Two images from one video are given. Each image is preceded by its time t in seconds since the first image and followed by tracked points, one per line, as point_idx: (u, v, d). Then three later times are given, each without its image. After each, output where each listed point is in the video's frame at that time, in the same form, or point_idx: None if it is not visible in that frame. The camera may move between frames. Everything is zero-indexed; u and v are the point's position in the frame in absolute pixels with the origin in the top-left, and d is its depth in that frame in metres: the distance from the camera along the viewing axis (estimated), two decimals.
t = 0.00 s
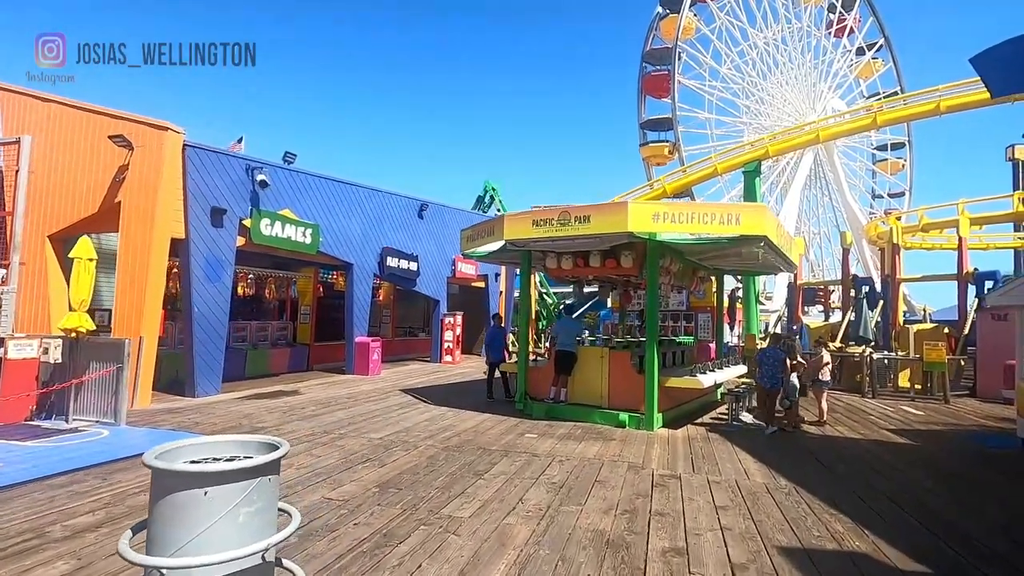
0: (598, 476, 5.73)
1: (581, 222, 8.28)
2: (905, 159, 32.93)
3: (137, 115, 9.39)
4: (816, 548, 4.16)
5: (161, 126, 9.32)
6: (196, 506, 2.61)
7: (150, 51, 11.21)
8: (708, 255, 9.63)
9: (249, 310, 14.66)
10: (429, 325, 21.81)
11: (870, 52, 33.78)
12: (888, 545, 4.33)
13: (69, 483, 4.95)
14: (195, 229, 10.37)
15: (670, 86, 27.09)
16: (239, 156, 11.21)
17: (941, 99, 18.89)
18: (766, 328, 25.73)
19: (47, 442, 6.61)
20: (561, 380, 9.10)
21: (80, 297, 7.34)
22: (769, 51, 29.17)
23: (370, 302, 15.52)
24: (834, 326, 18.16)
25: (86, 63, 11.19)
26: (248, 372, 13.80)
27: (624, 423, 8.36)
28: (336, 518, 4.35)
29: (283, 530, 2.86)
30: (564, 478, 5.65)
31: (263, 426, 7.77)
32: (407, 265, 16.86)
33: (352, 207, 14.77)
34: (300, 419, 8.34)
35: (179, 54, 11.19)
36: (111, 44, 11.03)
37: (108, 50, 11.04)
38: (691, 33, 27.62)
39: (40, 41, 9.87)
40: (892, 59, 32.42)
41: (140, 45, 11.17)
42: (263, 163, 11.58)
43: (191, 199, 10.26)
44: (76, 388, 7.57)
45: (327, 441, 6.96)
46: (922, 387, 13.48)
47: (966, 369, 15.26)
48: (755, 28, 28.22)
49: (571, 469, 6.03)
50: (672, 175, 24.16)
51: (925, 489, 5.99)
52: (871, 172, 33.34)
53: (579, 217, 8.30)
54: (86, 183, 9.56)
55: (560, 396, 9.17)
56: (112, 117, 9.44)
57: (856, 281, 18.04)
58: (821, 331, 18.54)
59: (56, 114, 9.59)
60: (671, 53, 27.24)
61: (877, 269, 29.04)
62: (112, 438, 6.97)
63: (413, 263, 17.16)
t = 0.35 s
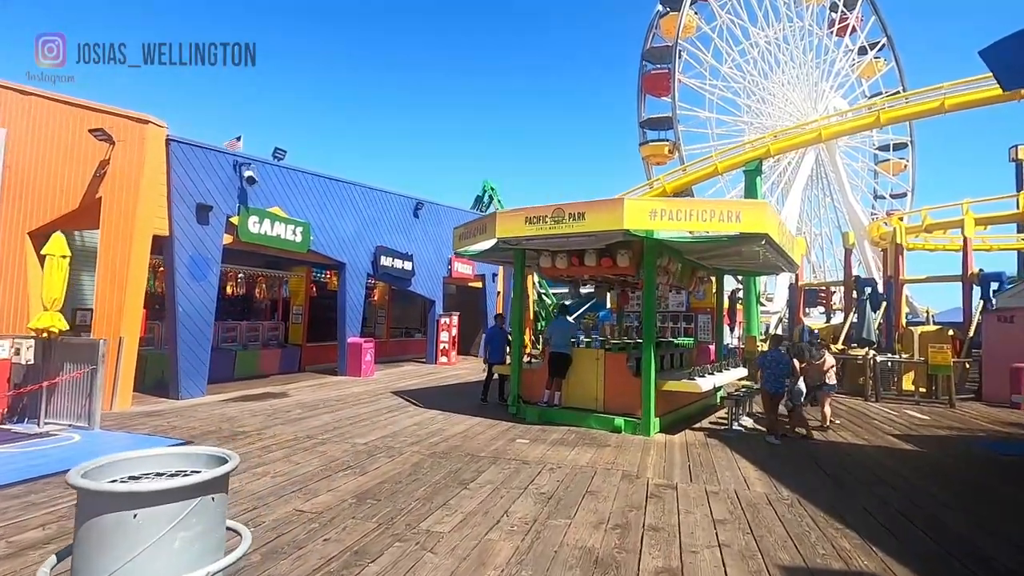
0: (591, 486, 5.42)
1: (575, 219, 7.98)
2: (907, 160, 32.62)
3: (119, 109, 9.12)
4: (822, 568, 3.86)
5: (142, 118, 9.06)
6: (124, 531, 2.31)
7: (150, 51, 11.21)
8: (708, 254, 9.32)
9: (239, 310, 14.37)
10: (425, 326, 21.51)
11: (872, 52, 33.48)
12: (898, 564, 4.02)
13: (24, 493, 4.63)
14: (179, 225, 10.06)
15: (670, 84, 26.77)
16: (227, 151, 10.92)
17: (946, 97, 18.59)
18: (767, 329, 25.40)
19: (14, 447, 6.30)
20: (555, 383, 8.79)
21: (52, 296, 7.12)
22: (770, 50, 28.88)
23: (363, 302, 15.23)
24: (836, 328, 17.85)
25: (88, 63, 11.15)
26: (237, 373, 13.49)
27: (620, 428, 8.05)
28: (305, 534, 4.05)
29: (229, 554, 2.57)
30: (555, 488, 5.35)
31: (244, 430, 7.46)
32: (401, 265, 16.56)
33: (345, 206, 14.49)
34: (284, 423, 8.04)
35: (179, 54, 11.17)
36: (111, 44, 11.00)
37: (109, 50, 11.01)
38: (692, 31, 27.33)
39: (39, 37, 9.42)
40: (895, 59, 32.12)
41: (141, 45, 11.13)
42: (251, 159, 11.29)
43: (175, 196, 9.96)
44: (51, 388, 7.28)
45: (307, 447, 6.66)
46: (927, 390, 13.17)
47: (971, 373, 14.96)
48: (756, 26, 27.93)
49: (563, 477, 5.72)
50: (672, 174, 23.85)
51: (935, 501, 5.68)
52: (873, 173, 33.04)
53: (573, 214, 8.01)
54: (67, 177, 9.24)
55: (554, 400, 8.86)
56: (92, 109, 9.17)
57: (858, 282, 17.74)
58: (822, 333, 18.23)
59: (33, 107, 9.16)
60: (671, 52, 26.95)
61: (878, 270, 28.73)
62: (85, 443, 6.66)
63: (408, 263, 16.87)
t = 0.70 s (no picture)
0: (590, 493, 5.13)
1: (579, 214, 7.69)
2: (928, 158, 31.79)
3: (118, 104, 9.04)
4: None
5: (140, 113, 8.96)
6: (45, 547, 2.08)
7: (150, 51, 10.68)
8: (718, 251, 8.97)
9: (244, 308, 14.27)
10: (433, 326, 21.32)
11: (891, 48, 32.70)
12: None
13: None
14: (179, 222, 9.95)
15: (683, 81, 26.33)
16: (229, 147, 10.81)
17: (969, 91, 17.99)
18: (783, 331, 24.79)
19: None
20: (559, 384, 8.51)
21: (42, 292, 7.00)
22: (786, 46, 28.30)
23: (368, 301, 15.06)
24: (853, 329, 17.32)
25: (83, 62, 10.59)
26: (240, 372, 13.39)
27: (624, 432, 7.74)
28: (280, 542, 3.80)
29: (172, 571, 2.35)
30: (551, 494, 5.07)
31: (237, 430, 7.26)
32: (407, 264, 16.36)
33: (350, 203, 14.34)
34: (279, 423, 7.83)
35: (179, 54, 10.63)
36: (111, 43, 10.51)
37: (109, 50, 10.51)
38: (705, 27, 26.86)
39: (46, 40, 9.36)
40: (915, 54, 31.32)
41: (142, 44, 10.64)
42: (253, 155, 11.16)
43: (175, 191, 9.85)
44: (44, 385, 7.16)
45: (298, 448, 6.44)
46: (949, 394, 12.64)
47: (996, 377, 14.38)
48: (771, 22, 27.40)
49: (561, 483, 5.44)
50: (685, 172, 23.42)
51: (962, 512, 5.29)
52: (892, 171, 32.25)
53: (577, 209, 7.72)
54: (66, 173, 9.18)
55: (557, 402, 8.57)
56: (90, 105, 9.09)
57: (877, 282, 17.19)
58: (839, 334, 17.71)
59: (33, 102, 9.09)
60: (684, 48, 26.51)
61: (897, 271, 27.98)
62: (74, 441, 6.51)
63: (414, 262, 16.68)
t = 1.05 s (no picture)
0: (609, 511, 4.77)
1: (601, 213, 7.33)
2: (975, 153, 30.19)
3: (139, 107, 9.08)
4: None
5: (160, 116, 8.96)
6: None
7: (152, 52, 10.47)
8: (750, 251, 8.48)
9: (267, 311, 14.30)
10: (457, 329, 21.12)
11: (935, 39, 31.22)
12: None
13: None
14: (200, 224, 9.95)
15: (713, 78, 25.59)
16: (249, 149, 10.80)
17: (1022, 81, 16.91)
18: (819, 336, 23.75)
19: (15, 448, 6.13)
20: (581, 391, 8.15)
21: (61, 294, 7.01)
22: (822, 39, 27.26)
23: (390, 304, 14.94)
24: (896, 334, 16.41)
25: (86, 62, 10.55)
26: (262, 374, 13.41)
27: (649, 442, 7.34)
28: (273, 562, 3.56)
29: None
30: (568, 512, 4.72)
31: (249, 435, 7.13)
32: (429, 266, 16.20)
33: (371, 205, 14.26)
34: (293, 429, 7.68)
35: (178, 54, 10.44)
36: (112, 43, 10.41)
37: (109, 50, 10.42)
38: (735, 22, 26.08)
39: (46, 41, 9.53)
40: (962, 45, 29.81)
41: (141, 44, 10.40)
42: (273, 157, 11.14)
43: (196, 194, 9.86)
44: (64, 386, 7.17)
45: (308, 456, 6.25)
46: (1004, 405, 11.77)
47: None
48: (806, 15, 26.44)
49: (578, 499, 5.09)
50: (715, 171, 22.72)
51: None
52: (937, 168, 30.73)
53: (598, 208, 7.36)
54: (92, 177, 9.29)
55: (579, 409, 8.21)
56: (114, 109, 9.16)
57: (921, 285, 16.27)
58: (880, 339, 16.80)
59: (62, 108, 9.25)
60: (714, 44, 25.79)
61: (943, 272, 26.59)
62: (88, 444, 6.46)
63: (436, 264, 16.51)
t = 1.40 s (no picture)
0: (652, 531, 4.35)
1: (641, 209, 6.91)
2: None
3: (179, 112, 9.23)
4: None
5: (199, 120, 9.07)
6: None
7: (151, 51, 10.37)
8: (806, 249, 7.86)
9: (306, 313, 14.43)
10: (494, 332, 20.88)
11: (1005, 24, 29.08)
12: None
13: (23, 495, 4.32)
14: (238, 227, 10.03)
15: (759, 72, 24.54)
16: (286, 152, 10.86)
17: None
18: (878, 342, 22.32)
19: (54, 448, 6.19)
20: (621, 398, 7.71)
21: (100, 295, 7.09)
22: (878, 28, 25.78)
23: (426, 306, 14.82)
24: (967, 340, 15.16)
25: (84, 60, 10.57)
26: (301, 376, 13.52)
27: (695, 454, 6.84)
28: None
29: None
30: (606, 531, 4.33)
31: (281, 439, 7.03)
32: (466, 268, 16.02)
33: (408, 208, 14.19)
34: (325, 432, 7.55)
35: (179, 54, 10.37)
36: (111, 43, 10.44)
37: (109, 50, 10.46)
38: (783, 13, 24.98)
39: (46, 41, 9.83)
40: None
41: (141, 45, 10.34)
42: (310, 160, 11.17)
43: (235, 197, 9.95)
44: (104, 387, 7.26)
45: (337, 461, 6.06)
46: None
47: None
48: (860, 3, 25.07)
49: (618, 516, 4.68)
50: (762, 169, 21.74)
51: None
52: (1008, 162, 28.57)
53: (639, 204, 6.93)
54: (137, 181, 9.52)
55: (619, 417, 7.78)
56: (156, 115, 9.35)
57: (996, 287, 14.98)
58: (949, 346, 15.55)
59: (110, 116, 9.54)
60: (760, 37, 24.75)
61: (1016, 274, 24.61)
62: (124, 445, 6.48)
63: (473, 266, 16.31)
